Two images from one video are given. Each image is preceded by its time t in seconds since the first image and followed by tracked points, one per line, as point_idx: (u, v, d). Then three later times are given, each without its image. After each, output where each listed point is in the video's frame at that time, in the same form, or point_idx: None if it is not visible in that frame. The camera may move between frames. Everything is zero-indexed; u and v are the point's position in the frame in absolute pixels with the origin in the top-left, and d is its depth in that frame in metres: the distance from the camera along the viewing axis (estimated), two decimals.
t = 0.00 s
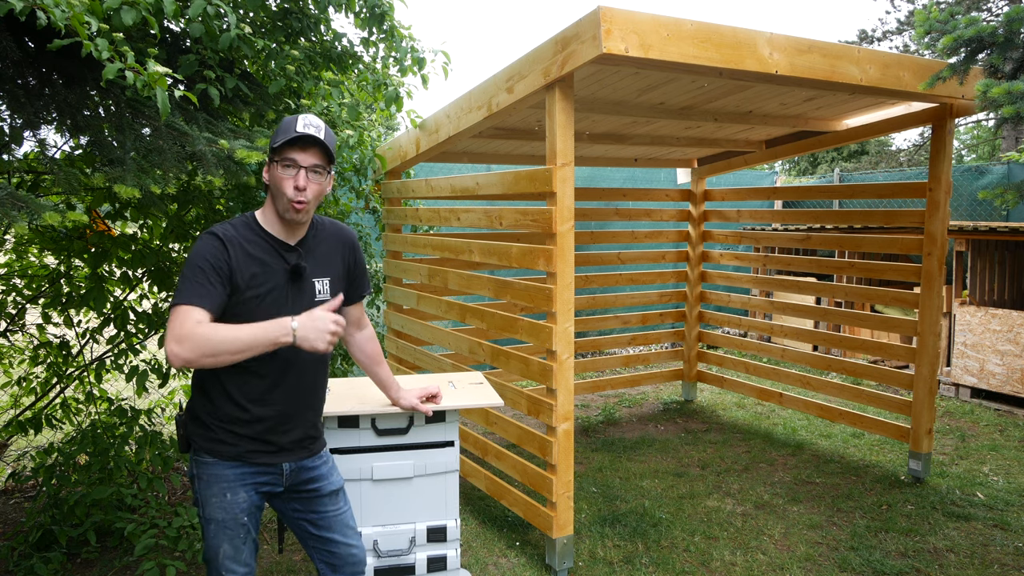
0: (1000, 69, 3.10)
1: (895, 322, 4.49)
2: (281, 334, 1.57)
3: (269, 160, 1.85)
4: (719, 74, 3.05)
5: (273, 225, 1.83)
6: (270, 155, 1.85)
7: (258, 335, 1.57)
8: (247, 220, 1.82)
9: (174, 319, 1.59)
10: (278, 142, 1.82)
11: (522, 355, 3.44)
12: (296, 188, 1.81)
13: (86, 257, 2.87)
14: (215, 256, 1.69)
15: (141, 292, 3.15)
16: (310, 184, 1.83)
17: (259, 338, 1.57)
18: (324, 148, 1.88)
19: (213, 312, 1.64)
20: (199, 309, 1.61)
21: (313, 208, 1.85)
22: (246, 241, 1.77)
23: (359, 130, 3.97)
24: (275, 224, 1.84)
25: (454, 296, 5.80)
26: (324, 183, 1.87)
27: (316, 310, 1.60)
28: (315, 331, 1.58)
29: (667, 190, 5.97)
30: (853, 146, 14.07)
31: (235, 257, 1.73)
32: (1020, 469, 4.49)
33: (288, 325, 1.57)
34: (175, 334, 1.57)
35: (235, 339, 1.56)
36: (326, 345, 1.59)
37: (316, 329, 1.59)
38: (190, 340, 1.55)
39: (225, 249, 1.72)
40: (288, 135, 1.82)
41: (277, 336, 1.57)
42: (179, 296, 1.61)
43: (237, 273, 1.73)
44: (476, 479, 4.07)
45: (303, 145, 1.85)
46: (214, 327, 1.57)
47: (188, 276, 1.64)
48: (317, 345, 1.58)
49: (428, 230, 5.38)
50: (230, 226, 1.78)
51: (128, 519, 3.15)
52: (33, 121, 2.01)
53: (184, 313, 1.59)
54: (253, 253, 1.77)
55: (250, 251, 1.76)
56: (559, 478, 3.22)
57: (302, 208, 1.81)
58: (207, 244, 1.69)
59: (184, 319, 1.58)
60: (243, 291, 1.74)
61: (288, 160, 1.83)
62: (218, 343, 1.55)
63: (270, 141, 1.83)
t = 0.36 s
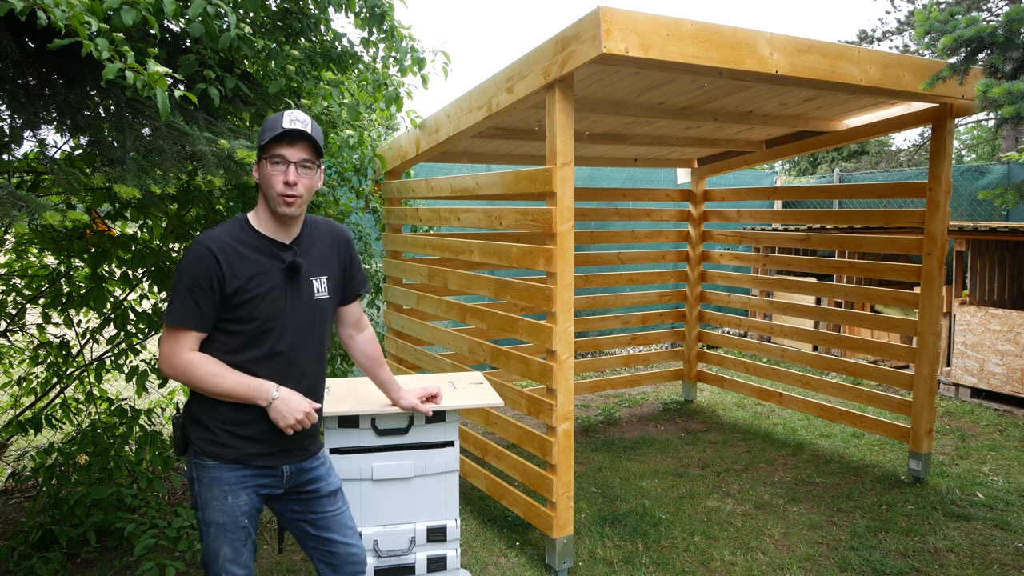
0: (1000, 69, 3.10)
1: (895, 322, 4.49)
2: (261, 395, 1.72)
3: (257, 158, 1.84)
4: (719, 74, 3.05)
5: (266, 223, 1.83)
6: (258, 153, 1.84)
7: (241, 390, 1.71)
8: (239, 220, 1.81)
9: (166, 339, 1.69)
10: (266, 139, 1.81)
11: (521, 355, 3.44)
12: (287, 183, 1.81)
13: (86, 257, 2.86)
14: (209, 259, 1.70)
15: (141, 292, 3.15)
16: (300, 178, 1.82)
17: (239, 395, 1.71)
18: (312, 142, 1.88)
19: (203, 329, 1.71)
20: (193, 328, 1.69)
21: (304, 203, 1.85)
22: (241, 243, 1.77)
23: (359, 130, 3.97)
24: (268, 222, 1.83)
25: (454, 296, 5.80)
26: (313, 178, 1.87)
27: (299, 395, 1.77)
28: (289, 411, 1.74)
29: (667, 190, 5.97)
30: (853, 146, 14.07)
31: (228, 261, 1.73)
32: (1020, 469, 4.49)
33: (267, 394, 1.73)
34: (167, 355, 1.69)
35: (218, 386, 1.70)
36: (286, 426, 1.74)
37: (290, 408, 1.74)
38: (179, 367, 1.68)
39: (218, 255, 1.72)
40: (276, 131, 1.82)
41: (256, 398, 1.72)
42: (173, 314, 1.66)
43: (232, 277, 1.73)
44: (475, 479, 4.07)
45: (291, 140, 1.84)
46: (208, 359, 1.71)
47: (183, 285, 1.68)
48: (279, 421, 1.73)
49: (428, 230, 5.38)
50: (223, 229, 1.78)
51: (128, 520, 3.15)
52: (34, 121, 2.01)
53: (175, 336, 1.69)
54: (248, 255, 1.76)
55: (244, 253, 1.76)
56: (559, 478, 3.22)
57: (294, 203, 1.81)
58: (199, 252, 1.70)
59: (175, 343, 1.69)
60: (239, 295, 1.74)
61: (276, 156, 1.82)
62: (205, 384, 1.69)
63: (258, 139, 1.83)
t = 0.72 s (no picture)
0: (1000, 69, 3.10)
1: (895, 322, 4.49)
2: (260, 395, 1.73)
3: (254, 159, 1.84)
4: (719, 74, 3.05)
5: (264, 224, 1.82)
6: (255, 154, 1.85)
7: (240, 389, 1.71)
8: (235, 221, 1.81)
9: (163, 341, 1.69)
10: (261, 141, 1.81)
11: (521, 355, 3.44)
12: (282, 184, 1.81)
13: (86, 257, 2.86)
14: (205, 261, 1.70)
15: (141, 292, 3.16)
16: (296, 178, 1.83)
17: (240, 396, 1.71)
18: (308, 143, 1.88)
19: (201, 330, 1.71)
20: (191, 330, 1.69)
21: (301, 203, 1.85)
22: (237, 244, 1.77)
23: (359, 130, 3.97)
24: (265, 223, 1.83)
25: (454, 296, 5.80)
26: (309, 178, 1.87)
27: (300, 393, 1.76)
28: (288, 409, 1.73)
29: (667, 190, 5.97)
30: (853, 146, 14.08)
31: (224, 262, 1.73)
32: (1020, 469, 4.48)
33: (267, 393, 1.73)
34: (166, 359, 1.69)
35: (219, 387, 1.70)
36: (288, 425, 1.73)
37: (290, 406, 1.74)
38: (177, 370, 1.68)
39: (214, 256, 1.71)
40: (270, 132, 1.82)
41: (256, 398, 1.72)
42: (171, 316, 1.66)
43: (229, 278, 1.73)
44: (476, 479, 4.07)
45: (286, 141, 1.84)
46: (207, 360, 1.71)
47: (181, 287, 1.68)
48: (280, 420, 1.73)
49: (428, 230, 5.38)
50: (220, 230, 1.78)
51: (128, 519, 3.14)
52: (33, 121, 2.00)
53: (172, 339, 1.68)
54: (244, 256, 1.76)
55: (240, 254, 1.76)
56: (559, 478, 3.22)
57: (291, 203, 1.81)
58: (196, 253, 1.70)
59: (173, 345, 1.69)
60: (236, 296, 1.74)
61: (272, 157, 1.82)
62: (204, 386, 1.69)
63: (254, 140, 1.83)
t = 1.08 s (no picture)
0: (1000, 69, 3.10)
1: (895, 322, 4.49)
2: (260, 395, 1.72)
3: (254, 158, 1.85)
4: (719, 74, 3.05)
5: (264, 224, 1.83)
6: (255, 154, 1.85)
7: (240, 389, 1.71)
8: (236, 221, 1.81)
9: (163, 340, 1.69)
10: (261, 140, 1.82)
11: (521, 355, 3.44)
12: (281, 182, 1.81)
13: (86, 257, 2.86)
14: (205, 260, 1.70)
15: (141, 292, 3.15)
16: (294, 177, 1.82)
17: (239, 395, 1.71)
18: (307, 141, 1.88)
19: (200, 329, 1.71)
20: (191, 329, 1.69)
21: (301, 202, 1.84)
22: (238, 243, 1.77)
23: (359, 130, 3.97)
24: (265, 223, 1.83)
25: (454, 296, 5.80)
26: (309, 176, 1.87)
27: (299, 393, 1.76)
28: (288, 410, 1.73)
29: (667, 190, 5.97)
30: (853, 146, 14.08)
31: (225, 261, 1.73)
32: (1020, 469, 4.49)
33: (267, 392, 1.73)
34: (165, 358, 1.69)
35: (218, 386, 1.70)
36: (288, 425, 1.73)
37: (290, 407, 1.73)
38: (177, 368, 1.68)
39: (214, 256, 1.71)
40: (269, 130, 1.82)
41: (256, 397, 1.72)
42: (171, 315, 1.66)
43: (229, 278, 1.73)
44: (475, 479, 4.07)
45: (285, 139, 1.84)
46: (207, 360, 1.71)
47: (181, 286, 1.68)
48: (280, 419, 1.73)
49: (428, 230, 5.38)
50: (220, 229, 1.78)
51: (128, 520, 3.14)
52: (33, 121, 2.01)
53: (172, 338, 1.68)
54: (245, 255, 1.76)
55: (241, 253, 1.76)
56: (559, 478, 3.22)
57: (291, 201, 1.81)
58: (197, 252, 1.70)
59: (173, 344, 1.68)
60: (237, 295, 1.74)
61: (271, 156, 1.82)
62: (204, 385, 1.69)
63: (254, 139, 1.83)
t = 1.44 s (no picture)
0: (1000, 69, 3.10)
1: (895, 322, 4.49)
2: (260, 387, 1.72)
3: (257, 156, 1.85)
4: (719, 74, 3.05)
5: (265, 224, 1.83)
6: (257, 152, 1.85)
7: (240, 383, 1.71)
8: (238, 220, 1.82)
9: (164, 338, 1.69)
10: (264, 138, 1.82)
11: (521, 355, 3.44)
12: (283, 182, 1.81)
13: (86, 257, 2.86)
14: (206, 259, 1.70)
15: (141, 292, 3.15)
16: (296, 176, 1.83)
17: (239, 390, 1.71)
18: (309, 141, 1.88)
19: (201, 328, 1.71)
20: (192, 327, 1.69)
21: (302, 201, 1.85)
22: (239, 242, 1.77)
23: (359, 130, 3.97)
24: (267, 223, 1.83)
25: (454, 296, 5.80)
26: (310, 176, 1.87)
27: (299, 385, 1.75)
28: (288, 401, 1.72)
29: (667, 190, 5.97)
30: (853, 146, 14.08)
31: (226, 260, 1.73)
32: (1020, 469, 4.48)
33: (267, 386, 1.72)
34: (166, 357, 1.69)
35: (218, 382, 1.70)
36: (289, 416, 1.72)
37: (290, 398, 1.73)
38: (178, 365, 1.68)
39: (214, 254, 1.71)
40: (272, 129, 1.82)
41: (257, 391, 1.72)
42: (171, 314, 1.66)
43: (230, 276, 1.73)
44: (475, 479, 4.07)
45: (287, 138, 1.84)
46: (207, 356, 1.71)
47: (181, 285, 1.68)
48: (280, 411, 1.72)
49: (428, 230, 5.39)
50: (221, 228, 1.78)
51: (128, 520, 3.14)
52: (33, 121, 2.01)
53: (173, 336, 1.68)
54: (246, 254, 1.76)
55: (242, 252, 1.76)
56: (559, 478, 3.22)
57: (292, 201, 1.81)
58: (198, 251, 1.70)
59: (173, 342, 1.68)
60: (237, 294, 1.74)
61: (273, 155, 1.82)
62: (204, 381, 1.69)
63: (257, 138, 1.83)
